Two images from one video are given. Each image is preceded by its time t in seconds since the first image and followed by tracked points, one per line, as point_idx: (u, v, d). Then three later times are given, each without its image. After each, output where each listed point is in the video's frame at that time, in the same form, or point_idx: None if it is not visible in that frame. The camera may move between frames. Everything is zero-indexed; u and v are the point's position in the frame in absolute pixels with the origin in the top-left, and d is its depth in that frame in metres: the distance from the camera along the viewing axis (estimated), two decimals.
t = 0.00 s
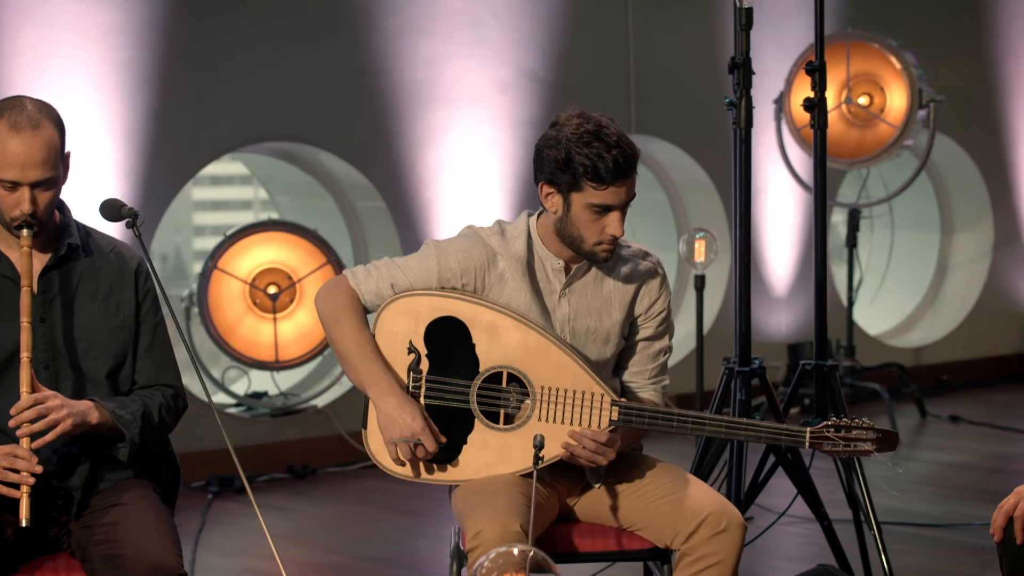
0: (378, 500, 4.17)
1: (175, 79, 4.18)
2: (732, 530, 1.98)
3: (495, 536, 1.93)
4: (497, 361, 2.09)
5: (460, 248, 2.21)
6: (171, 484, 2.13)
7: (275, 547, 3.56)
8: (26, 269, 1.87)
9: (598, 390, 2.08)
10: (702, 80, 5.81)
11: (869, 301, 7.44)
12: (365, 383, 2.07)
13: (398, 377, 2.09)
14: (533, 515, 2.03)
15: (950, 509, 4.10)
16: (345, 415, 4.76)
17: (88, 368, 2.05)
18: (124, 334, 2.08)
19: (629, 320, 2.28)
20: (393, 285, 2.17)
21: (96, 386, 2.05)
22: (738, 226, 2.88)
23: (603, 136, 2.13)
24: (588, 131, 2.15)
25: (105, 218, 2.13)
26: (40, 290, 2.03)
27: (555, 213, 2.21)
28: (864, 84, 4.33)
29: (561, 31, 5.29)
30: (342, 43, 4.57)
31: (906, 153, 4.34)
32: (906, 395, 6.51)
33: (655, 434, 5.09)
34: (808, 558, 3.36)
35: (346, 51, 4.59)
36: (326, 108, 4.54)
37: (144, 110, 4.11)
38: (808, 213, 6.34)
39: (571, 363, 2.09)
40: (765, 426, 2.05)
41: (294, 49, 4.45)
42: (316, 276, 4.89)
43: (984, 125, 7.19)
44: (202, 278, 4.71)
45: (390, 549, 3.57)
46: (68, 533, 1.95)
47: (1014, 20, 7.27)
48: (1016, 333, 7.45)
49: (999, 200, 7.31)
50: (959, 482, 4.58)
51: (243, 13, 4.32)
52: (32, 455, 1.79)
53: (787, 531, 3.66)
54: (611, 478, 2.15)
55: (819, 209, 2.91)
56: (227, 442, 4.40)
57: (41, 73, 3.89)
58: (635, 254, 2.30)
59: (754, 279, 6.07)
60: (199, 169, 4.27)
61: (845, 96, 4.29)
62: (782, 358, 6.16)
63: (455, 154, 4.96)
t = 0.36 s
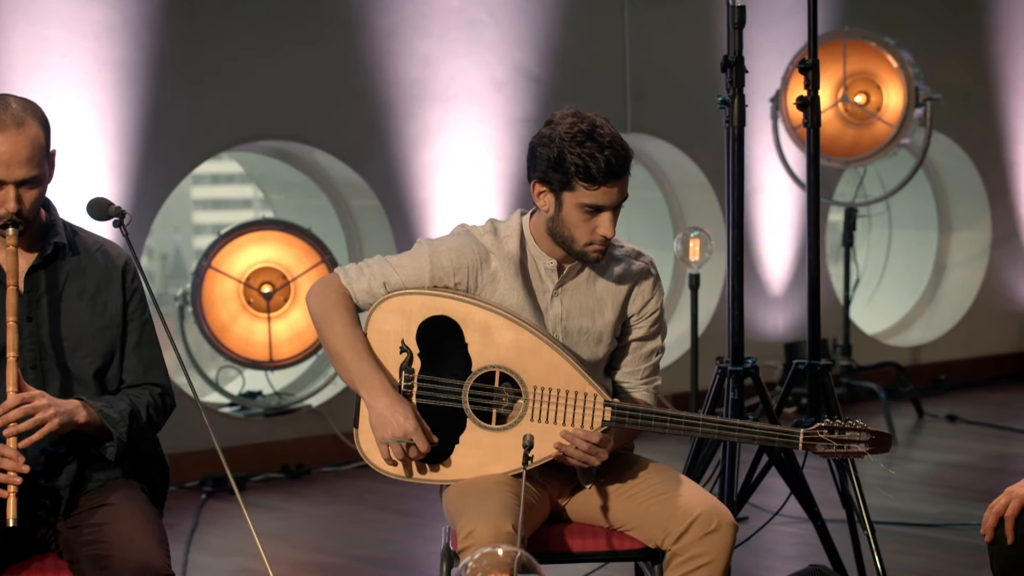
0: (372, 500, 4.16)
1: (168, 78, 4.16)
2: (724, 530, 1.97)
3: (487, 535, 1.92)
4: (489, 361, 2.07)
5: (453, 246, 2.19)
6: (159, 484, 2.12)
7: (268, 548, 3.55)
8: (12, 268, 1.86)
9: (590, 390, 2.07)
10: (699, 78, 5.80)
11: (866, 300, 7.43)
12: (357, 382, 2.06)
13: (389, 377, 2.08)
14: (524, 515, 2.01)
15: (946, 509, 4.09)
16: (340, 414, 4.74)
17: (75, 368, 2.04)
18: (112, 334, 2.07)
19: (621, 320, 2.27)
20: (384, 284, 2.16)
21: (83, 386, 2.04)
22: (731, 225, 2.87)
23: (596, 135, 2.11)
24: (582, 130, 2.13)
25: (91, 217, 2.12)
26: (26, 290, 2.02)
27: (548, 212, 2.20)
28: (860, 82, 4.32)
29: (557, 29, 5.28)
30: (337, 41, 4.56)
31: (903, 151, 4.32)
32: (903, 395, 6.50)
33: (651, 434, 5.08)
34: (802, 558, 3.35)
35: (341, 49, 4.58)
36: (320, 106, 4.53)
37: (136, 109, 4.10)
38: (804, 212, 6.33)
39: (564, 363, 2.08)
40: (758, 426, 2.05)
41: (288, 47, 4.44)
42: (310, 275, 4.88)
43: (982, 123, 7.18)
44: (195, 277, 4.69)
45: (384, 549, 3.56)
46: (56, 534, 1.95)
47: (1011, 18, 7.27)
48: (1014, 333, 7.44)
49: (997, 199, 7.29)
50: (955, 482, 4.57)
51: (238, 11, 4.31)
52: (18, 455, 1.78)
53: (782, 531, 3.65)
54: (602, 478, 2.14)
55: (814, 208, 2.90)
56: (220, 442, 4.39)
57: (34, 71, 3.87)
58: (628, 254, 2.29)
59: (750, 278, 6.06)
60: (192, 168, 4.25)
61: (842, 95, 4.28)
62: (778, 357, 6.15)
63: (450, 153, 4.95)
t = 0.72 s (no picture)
0: (366, 500, 4.15)
1: (161, 76, 4.16)
2: (712, 529, 1.97)
3: (476, 535, 1.92)
4: (477, 359, 2.07)
5: (438, 245, 2.18)
6: (147, 483, 2.11)
7: (261, 548, 3.55)
8: None
9: (578, 386, 2.06)
10: (695, 76, 5.80)
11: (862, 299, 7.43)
12: (345, 382, 2.05)
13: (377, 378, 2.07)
14: (513, 514, 2.01)
15: (940, 509, 4.09)
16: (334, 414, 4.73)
17: (62, 367, 2.04)
18: (99, 333, 2.07)
19: (608, 317, 2.27)
20: (371, 285, 2.15)
21: (71, 385, 2.04)
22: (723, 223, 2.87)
23: (564, 133, 2.09)
24: (558, 128, 2.11)
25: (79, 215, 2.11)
26: (13, 289, 2.01)
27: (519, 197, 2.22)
28: (856, 81, 4.30)
29: (553, 28, 5.28)
30: (330, 40, 4.55)
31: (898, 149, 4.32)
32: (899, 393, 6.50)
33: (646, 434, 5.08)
34: (796, 558, 3.35)
35: (335, 47, 4.57)
36: (314, 105, 4.52)
37: (129, 107, 4.09)
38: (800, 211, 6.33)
39: (552, 360, 2.07)
40: (747, 419, 2.03)
41: (281, 45, 4.43)
42: (304, 274, 4.89)
43: (979, 122, 7.17)
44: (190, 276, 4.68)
45: (377, 548, 3.55)
46: (43, 533, 1.94)
47: (1008, 16, 7.26)
48: (1011, 331, 7.44)
49: (995, 197, 7.29)
50: (950, 481, 4.57)
51: (232, 9, 4.30)
52: (5, 455, 1.77)
53: (775, 530, 3.65)
54: (592, 477, 2.13)
55: (804, 207, 2.90)
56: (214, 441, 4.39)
57: (25, 70, 3.86)
58: (614, 250, 2.30)
59: (746, 277, 6.06)
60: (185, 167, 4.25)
61: (838, 93, 4.27)
62: (774, 356, 6.15)
63: (445, 151, 4.95)
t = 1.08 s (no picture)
0: (361, 499, 4.15)
1: (156, 75, 4.15)
2: (700, 528, 1.96)
3: (465, 535, 1.91)
4: (461, 359, 2.06)
5: (418, 246, 2.18)
6: (137, 483, 2.11)
7: (256, 547, 3.54)
8: None
9: (564, 381, 2.07)
10: (693, 76, 5.80)
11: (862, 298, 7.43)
12: (329, 386, 2.03)
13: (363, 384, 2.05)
14: (503, 515, 2.01)
15: (935, 508, 4.09)
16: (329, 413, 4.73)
17: (51, 367, 2.03)
18: (88, 332, 2.06)
19: (592, 312, 2.27)
20: (352, 289, 2.13)
21: (61, 385, 2.04)
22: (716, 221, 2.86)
23: (529, 134, 2.08)
24: (528, 130, 2.10)
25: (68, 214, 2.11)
26: (2, 288, 2.01)
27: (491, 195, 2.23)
28: (853, 80, 4.31)
29: (550, 27, 5.28)
30: (326, 38, 4.55)
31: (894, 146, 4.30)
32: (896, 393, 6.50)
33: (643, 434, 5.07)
34: (790, 557, 3.35)
35: (330, 47, 4.56)
36: (310, 104, 4.52)
37: (124, 106, 4.09)
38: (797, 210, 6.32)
39: (536, 355, 2.07)
40: (734, 406, 2.07)
41: (277, 44, 4.43)
42: (300, 273, 4.87)
43: (978, 121, 7.17)
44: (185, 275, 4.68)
45: (372, 548, 3.55)
46: (31, 533, 1.94)
47: (1006, 16, 7.26)
48: (1009, 330, 7.44)
49: (993, 196, 7.29)
50: (947, 480, 4.57)
51: (228, 8, 4.30)
52: None
53: (771, 530, 3.65)
54: (581, 476, 2.13)
55: (797, 206, 2.90)
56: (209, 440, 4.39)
57: (19, 69, 3.86)
58: (595, 246, 2.30)
59: (743, 276, 6.05)
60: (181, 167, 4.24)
61: (834, 92, 4.30)
62: (772, 356, 6.15)
63: (441, 150, 4.94)
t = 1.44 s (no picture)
0: (360, 499, 4.15)
1: (154, 75, 4.15)
2: (689, 528, 1.95)
3: (458, 535, 1.92)
4: (449, 360, 2.06)
5: (399, 250, 2.16)
6: (131, 483, 2.11)
7: (255, 548, 3.54)
8: None
9: (553, 377, 2.08)
10: (694, 76, 5.79)
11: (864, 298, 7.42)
12: (319, 393, 2.02)
13: (351, 388, 2.03)
14: (496, 515, 2.01)
15: (935, 509, 4.08)
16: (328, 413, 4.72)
17: (44, 367, 2.04)
18: (82, 332, 2.07)
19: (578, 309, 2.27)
20: (337, 296, 2.11)
21: (54, 386, 2.04)
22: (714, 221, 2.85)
23: (502, 139, 2.07)
24: (503, 134, 2.08)
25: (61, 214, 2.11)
26: None
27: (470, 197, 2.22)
28: (854, 79, 4.28)
29: (551, 26, 5.27)
30: (326, 38, 4.55)
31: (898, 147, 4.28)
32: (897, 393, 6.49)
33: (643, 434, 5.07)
34: (788, 558, 3.34)
35: (330, 47, 4.56)
36: (310, 104, 4.51)
37: (122, 106, 4.09)
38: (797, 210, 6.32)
39: (524, 353, 2.08)
40: (724, 392, 2.09)
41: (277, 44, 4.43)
42: (301, 273, 4.84)
43: (980, 121, 7.16)
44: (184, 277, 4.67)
45: (371, 548, 3.55)
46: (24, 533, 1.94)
47: (1008, 15, 7.25)
48: (1012, 330, 7.42)
49: (995, 197, 7.28)
50: (947, 481, 4.57)
51: (227, 8, 4.29)
52: None
53: (770, 530, 3.64)
54: (574, 474, 2.13)
55: (793, 205, 2.89)
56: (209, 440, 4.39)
57: (17, 69, 3.85)
58: (579, 242, 2.30)
59: (744, 276, 6.04)
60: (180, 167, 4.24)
61: (836, 92, 4.28)
62: (773, 356, 6.14)
63: (441, 150, 4.94)
